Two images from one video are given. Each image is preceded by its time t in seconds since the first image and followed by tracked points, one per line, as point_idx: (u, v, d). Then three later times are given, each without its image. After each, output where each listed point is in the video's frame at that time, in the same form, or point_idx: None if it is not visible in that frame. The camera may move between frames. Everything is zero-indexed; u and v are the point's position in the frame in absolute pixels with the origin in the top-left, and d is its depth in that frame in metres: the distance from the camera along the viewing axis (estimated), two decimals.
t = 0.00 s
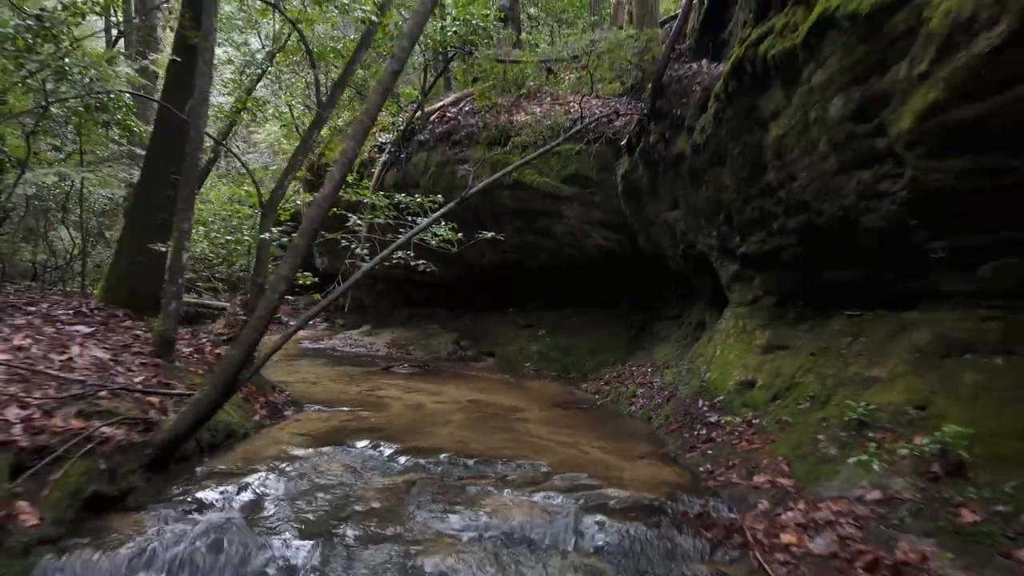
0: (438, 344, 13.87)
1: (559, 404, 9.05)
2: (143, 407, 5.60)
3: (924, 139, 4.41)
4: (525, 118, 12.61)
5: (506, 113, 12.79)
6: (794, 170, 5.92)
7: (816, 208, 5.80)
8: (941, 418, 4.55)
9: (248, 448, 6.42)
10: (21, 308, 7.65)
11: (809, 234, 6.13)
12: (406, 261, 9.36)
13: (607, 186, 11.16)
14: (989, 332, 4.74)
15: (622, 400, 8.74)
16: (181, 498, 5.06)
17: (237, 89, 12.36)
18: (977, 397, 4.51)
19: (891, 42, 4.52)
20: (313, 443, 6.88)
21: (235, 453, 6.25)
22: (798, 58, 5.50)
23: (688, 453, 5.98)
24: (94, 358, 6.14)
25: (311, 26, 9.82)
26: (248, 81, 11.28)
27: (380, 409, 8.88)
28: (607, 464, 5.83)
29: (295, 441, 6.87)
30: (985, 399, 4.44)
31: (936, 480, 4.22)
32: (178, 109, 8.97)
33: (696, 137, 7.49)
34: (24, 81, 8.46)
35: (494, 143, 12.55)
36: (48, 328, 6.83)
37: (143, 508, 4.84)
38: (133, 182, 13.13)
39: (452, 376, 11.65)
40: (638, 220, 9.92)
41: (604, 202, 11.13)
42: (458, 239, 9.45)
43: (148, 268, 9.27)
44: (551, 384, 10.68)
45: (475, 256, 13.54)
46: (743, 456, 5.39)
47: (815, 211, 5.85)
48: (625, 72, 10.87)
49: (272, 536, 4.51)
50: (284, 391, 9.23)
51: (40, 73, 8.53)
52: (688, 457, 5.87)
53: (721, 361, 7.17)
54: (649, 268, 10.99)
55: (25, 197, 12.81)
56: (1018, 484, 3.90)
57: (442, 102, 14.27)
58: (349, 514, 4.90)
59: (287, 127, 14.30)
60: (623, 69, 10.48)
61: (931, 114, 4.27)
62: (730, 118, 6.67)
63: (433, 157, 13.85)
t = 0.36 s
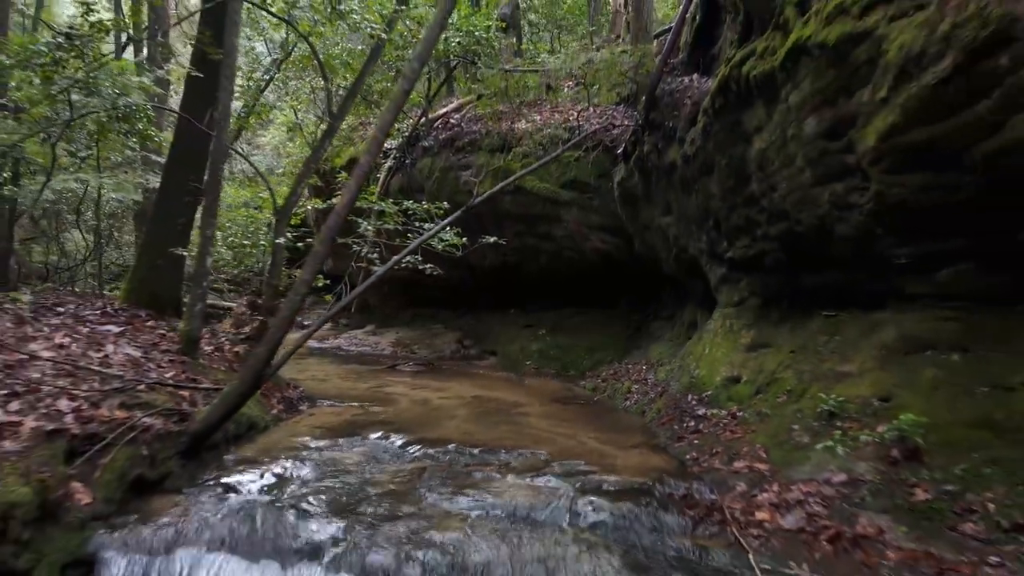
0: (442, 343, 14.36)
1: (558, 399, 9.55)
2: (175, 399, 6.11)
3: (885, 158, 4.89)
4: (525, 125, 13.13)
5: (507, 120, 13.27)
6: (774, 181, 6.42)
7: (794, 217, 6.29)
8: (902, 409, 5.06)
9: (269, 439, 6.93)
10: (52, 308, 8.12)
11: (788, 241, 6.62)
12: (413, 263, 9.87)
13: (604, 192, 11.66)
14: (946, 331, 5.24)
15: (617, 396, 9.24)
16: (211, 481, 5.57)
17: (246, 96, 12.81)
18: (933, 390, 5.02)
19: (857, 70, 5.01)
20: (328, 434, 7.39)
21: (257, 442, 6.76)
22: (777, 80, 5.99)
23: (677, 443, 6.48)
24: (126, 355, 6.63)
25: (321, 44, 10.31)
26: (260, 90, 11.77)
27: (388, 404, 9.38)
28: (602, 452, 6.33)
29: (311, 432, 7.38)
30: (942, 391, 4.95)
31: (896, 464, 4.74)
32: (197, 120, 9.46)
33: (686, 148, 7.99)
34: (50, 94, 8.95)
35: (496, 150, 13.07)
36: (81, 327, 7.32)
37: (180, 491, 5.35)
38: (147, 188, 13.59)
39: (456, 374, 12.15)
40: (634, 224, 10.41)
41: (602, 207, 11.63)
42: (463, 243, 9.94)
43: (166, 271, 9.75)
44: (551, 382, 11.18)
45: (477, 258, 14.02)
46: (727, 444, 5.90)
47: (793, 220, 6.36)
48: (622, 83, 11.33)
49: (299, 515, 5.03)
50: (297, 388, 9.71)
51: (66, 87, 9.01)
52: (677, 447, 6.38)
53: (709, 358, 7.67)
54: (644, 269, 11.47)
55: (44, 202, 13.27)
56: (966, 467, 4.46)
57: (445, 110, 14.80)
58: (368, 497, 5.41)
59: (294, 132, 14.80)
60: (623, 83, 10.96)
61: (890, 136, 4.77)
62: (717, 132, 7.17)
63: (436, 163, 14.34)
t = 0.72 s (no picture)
0: (446, 342, 14.86)
1: (557, 395, 10.05)
2: (203, 392, 6.63)
3: (849, 174, 5.40)
4: (525, 132, 13.64)
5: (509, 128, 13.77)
6: (757, 191, 6.92)
7: (775, 225, 6.78)
8: (869, 400, 5.57)
9: (287, 431, 7.42)
10: (81, 308, 8.63)
11: (771, 247, 7.11)
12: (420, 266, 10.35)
13: (603, 197, 12.16)
14: (909, 330, 5.75)
15: (613, 392, 9.74)
16: (238, 468, 6.09)
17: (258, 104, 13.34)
18: (897, 384, 5.52)
19: (827, 92, 5.52)
20: (342, 427, 7.89)
21: (276, 434, 7.26)
22: (758, 98, 6.49)
23: (667, 434, 6.98)
24: (156, 352, 7.16)
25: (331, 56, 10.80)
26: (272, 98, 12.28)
27: (396, 400, 9.88)
28: (597, 443, 6.83)
29: (326, 425, 7.88)
30: (904, 385, 5.45)
31: (862, 449, 5.25)
32: (215, 130, 9.99)
33: (678, 158, 8.49)
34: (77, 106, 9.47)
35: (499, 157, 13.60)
36: (112, 326, 7.85)
37: (211, 475, 5.87)
38: (164, 194, 14.13)
39: (460, 372, 12.65)
40: (630, 229, 10.91)
41: (599, 211, 12.14)
42: (467, 247, 10.43)
43: (185, 274, 10.26)
44: (551, 379, 11.67)
45: (480, 261, 14.51)
46: (712, 435, 6.41)
47: (774, 227, 6.85)
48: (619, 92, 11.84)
49: (321, 497, 5.55)
50: (309, 384, 10.21)
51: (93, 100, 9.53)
52: (667, 438, 6.88)
53: (699, 356, 8.17)
54: (640, 272, 11.95)
55: (63, 208, 13.80)
56: (924, 452, 4.98)
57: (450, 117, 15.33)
58: (383, 481, 5.93)
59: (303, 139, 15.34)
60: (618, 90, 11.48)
61: (855, 154, 5.26)
62: (706, 144, 7.68)
63: (440, 169, 14.82)
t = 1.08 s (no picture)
0: (449, 341, 15.38)
1: (557, 391, 10.56)
2: (229, 386, 7.18)
3: (822, 186, 5.91)
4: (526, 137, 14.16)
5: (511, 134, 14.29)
6: (742, 199, 7.44)
7: (758, 231, 7.30)
8: (842, 392, 6.08)
9: (304, 422, 7.95)
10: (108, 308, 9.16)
11: (755, 252, 7.61)
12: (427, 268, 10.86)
13: (601, 202, 12.67)
14: (880, 328, 6.25)
15: (610, 388, 10.25)
16: (262, 455, 6.62)
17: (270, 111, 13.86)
18: (867, 378, 6.02)
19: (802, 111, 6.03)
20: (354, 419, 8.41)
21: (294, 425, 7.79)
22: (742, 114, 7.01)
23: (659, 426, 7.50)
24: (183, 349, 7.69)
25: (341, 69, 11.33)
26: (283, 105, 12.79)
27: (403, 395, 10.39)
28: (593, 433, 7.35)
29: (339, 417, 8.41)
30: (874, 378, 5.96)
31: (834, 437, 5.77)
32: (232, 139, 10.54)
33: (670, 167, 9.01)
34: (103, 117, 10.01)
35: (500, 162, 14.10)
36: (140, 324, 8.37)
37: (240, 462, 6.40)
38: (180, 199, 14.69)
39: (463, 370, 13.17)
40: (626, 232, 11.41)
41: (597, 215, 12.66)
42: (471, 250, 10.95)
43: (203, 275, 10.80)
44: (551, 376, 12.18)
45: (482, 262, 15.02)
46: (700, 426, 6.92)
47: (758, 234, 7.35)
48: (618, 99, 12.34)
49: (340, 482, 6.07)
50: (321, 380, 10.74)
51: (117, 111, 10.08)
52: (659, 429, 7.40)
53: (690, 353, 8.69)
54: (637, 273, 12.46)
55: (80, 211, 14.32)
56: (888, 439, 5.49)
57: (452, 122, 15.88)
58: (395, 468, 6.44)
59: (311, 143, 15.86)
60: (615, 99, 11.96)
61: (827, 168, 5.78)
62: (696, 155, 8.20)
63: (444, 174, 15.35)
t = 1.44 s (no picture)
0: (452, 340, 15.89)
1: (556, 387, 11.09)
2: (250, 380, 7.71)
3: (798, 197, 6.42)
4: (527, 143, 14.68)
5: (512, 141, 14.81)
6: (729, 207, 7.97)
7: (743, 237, 7.82)
8: (818, 385, 6.60)
9: (319, 416, 8.47)
10: (132, 308, 9.70)
11: (741, 256, 8.12)
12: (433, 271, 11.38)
13: (598, 206, 13.20)
14: (854, 327, 6.76)
15: (607, 385, 10.77)
16: (282, 445, 7.14)
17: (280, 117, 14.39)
18: (841, 373, 6.54)
19: (781, 128, 6.56)
20: (365, 413, 8.93)
21: (310, 418, 8.31)
22: (728, 128, 7.53)
23: (651, 419, 8.02)
24: (205, 347, 8.22)
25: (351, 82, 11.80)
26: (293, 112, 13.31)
27: (410, 391, 10.91)
28: (589, 425, 7.87)
29: (351, 411, 8.93)
30: (847, 373, 6.47)
31: (810, 426, 6.29)
32: (246, 148, 11.09)
33: (664, 175, 9.54)
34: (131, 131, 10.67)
35: (502, 167, 14.60)
36: (164, 323, 8.91)
37: (262, 451, 6.93)
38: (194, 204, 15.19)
39: (466, 367, 13.69)
40: (623, 236, 11.93)
41: (595, 219, 13.18)
42: (474, 253, 11.48)
43: (219, 278, 11.32)
44: (550, 373, 12.70)
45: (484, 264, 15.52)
46: (689, 418, 7.45)
47: (744, 240, 7.87)
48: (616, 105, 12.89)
49: (356, 469, 6.60)
50: (331, 377, 11.25)
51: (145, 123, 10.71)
52: (651, 422, 7.91)
53: (682, 351, 9.20)
54: (634, 275, 12.96)
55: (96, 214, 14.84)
56: (858, 428, 6.01)
57: (455, 129, 16.42)
58: (405, 457, 6.95)
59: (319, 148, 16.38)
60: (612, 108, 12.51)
61: (803, 181, 6.30)
62: (687, 164, 8.73)
63: (447, 179, 15.79)
